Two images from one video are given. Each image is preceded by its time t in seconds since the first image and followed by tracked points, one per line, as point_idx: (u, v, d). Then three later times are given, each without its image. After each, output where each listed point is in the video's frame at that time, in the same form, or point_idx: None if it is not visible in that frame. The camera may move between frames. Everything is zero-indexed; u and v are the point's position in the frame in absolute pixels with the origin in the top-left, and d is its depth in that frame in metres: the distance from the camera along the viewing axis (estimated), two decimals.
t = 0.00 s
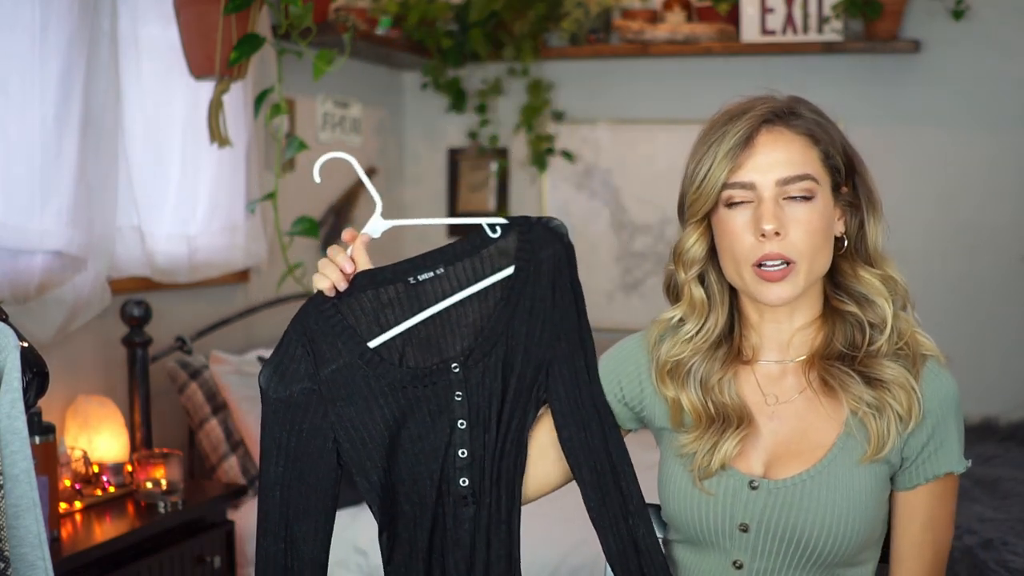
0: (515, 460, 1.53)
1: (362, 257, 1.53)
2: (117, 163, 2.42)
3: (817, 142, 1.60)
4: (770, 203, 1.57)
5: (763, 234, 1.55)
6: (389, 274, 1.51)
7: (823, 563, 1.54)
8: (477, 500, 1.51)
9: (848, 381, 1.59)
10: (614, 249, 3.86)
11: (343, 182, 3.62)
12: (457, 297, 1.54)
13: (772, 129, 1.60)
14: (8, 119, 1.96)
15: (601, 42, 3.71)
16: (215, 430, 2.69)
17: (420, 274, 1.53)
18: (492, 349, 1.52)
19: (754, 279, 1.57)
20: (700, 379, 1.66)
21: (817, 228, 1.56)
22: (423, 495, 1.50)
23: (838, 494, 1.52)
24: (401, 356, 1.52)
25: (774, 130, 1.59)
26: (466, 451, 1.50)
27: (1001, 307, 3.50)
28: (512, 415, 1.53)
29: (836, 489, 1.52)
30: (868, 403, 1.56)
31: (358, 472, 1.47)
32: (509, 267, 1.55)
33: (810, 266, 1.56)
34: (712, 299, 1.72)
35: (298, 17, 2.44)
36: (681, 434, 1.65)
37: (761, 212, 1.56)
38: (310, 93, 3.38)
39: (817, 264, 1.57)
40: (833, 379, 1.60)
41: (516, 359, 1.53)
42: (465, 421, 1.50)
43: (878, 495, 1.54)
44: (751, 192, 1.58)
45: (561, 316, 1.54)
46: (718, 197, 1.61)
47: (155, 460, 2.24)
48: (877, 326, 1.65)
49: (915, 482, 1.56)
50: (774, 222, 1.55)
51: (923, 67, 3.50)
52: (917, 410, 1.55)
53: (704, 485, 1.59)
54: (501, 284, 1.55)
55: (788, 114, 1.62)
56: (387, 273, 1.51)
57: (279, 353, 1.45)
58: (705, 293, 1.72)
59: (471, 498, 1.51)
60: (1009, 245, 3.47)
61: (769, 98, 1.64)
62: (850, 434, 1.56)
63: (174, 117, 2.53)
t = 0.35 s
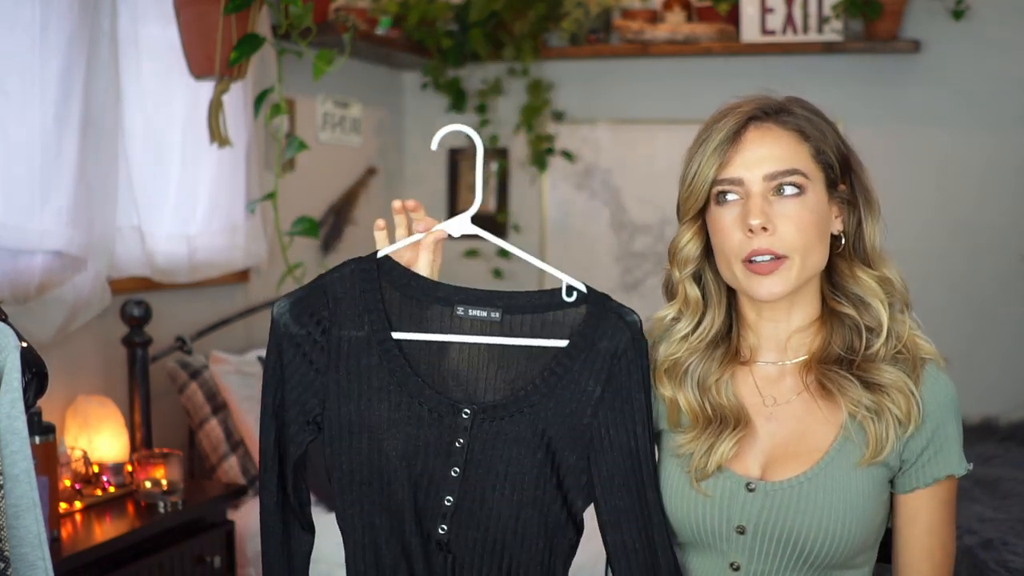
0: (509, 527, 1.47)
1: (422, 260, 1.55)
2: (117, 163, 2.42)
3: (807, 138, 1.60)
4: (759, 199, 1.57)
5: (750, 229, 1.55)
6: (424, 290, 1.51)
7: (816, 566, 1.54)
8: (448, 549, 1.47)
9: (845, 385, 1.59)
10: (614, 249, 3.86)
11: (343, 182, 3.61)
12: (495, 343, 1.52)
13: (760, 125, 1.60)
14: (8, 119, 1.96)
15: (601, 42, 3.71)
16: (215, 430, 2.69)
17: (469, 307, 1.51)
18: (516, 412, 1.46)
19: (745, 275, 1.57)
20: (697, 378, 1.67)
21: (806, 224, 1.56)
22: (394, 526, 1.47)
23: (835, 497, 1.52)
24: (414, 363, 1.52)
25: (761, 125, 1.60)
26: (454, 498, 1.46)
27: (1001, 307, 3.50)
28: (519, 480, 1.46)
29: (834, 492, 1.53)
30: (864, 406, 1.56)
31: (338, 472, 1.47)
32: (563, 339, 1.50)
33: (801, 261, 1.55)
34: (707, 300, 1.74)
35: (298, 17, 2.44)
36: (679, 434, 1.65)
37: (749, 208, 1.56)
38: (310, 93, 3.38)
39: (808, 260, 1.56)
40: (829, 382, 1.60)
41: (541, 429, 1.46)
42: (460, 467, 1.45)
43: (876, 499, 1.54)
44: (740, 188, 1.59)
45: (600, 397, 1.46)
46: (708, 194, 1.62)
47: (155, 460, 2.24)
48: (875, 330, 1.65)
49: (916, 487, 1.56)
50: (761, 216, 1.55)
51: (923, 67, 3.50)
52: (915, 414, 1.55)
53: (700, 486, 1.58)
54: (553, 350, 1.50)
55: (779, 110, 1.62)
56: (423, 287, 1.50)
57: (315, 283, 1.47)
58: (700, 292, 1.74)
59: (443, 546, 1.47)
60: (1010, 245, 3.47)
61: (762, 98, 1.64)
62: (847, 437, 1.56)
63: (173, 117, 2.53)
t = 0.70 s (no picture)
0: None
1: (501, 298, 1.51)
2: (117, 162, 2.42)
3: (808, 136, 1.60)
4: (756, 194, 1.58)
5: (745, 223, 1.55)
6: (487, 331, 1.40)
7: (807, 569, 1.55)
8: None
9: (845, 390, 1.59)
10: (614, 249, 3.86)
11: (343, 181, 3.62)
12: (540, 410, 1.39)
13: (761, 123, 1.62)
14: (8, 118, 1.96)
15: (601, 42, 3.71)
16: (215, 430, 2.71)
17: (528, 365, 1.39)
18: (536, 488, 1.34)
19: (743, 270, 1.57)
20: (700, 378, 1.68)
21: (805, 220, 1.55)
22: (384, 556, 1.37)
23: (830, 504, 1.53)
24: (462, 398, 1.41)
25: (761, 123, 1.61)
26: (449, 550, 1.35)
27: (1001, 307, 3.50)
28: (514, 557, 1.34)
29: (829, 498, 1.54)
30: (862, 412, 1.56)
31: (352, 487, 1.37)
32: (609, 433, 1.36)
33: (799, 257, 1.55)
34: (711, 298, 1.75)
35: (298, 17, 2.43)
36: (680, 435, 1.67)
37: (745, 203, 1.57)
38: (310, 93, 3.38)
39: (806, 257, 1.55)
40: (829, 388, 1.60)
41: (563, 500, 1.34)
42: (465, 522, 1.35)
43: (868, 506, 1.55)
44: (738, 184, 1.60)
45: (621, 500, 1.33)
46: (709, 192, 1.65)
47: (154, 460, 2.24)
48: (876, 336, 1.65)
49: (904, 487, 1.53)
50: (758, 211, 1.55)
51: (923, 67, 3.50)
52: (912, 421, 1.54)
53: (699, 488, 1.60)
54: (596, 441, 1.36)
55: (782, 109, 1.64)
56: (485, 322, 1.40)
57: (398, 282, 1.40)
58: (704, 290, 1.75)
59: None
60: (1010, 244, 3.47)
61: (766, 98, 1.66)
62: (844, 443, 1.56)
63: (174, 117, 2.53)
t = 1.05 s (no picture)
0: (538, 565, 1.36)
1: (456, 270, 1.48)
2: (117, 162, 2.41)
3: (790, 130, 1.65)
4: (737, 180, 1.60)
5: (721, 203, 1.56)
6: (454, 304, 1.39)
7: None
8: None
9: (844, 399, 1.58)
10: (613, 249, 3.86)
11: (343, 181, 3.61)
12: (527, 359, 1.39)
13: (743, 118, 1.67)
14: (8, 118, 1.96)
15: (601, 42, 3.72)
16: (215, 430, 2.71)
17: (499, 323, 1.39)
18: (549, 438, 1.35)
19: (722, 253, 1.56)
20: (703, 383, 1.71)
21: (782, 201, 1.55)
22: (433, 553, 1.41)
23: (833, 513, 1.53)
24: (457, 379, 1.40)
25: (741, 118, 1.67)
26: (489, 523, 1.37)
27: (1000, 307, 3.50)
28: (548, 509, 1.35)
29: (832, 507, 1.53)
30: (864, 424, 1.55)
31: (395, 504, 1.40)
32: (592, 355, 1.36)
33: (775, 236, 1.53)
34: (703, 304, 1.79)
35: (298, 17, 2.43)
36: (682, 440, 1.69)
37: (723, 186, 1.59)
38: (310, 93, 3.38)
39: (784, 238, 1.54)
40: (830, 398, 1.59)
41: (580, 451, 1.34)
42: (496, 490, 1.36)
43: (872, 513, 1.55)
44: (719, 173, 1.63)
45: (627, 418, 1.33)
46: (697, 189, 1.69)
47: (155, 460, 2.24)
48: (877, 343, 1.64)
49: (910, 497, 1.53)
50: (733, 192, 1.56)
51: (923, 67, 3.50)
52: (914, 433, 1.54)
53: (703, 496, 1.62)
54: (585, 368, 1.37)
55: (767, 109, 1.69)
56: (446, 300, 1.39)
57: (368, 298, 1.41)
58: (699, 294, 1.78)
59: (473, 573, 1.38)
60: (1010, 244, 3.47)
61: (751, 100, 1.71)
62: (846, 454, 1.56)
63: (173, 116, 2.53)
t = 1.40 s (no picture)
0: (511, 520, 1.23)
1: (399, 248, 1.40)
2: (117, 162, 2.41)
3: (788, 134, 1.62)
4: (727, 186, 1.59)
5: (710, 212, 1.56)
6: (402, 279, 1.34)
7: (804, 571, 1.57)
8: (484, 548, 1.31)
9: (839, 401, 1.58)
10: (613, 249, 3.86)
11: (343, 181, 3.61)
12: (448, 310, 1.28)
13: (741, 120, 1.65)
14: (8, 119, 1.96)
15: (601, 42, 3.72)
16: (215, 430, 2.71)
17: (427, 281, 1.30)
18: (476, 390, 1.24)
19: (712, 259, 1.57)
20: (698, 369, 1.70)
21: (770, 211, 1.54)
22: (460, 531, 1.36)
23: (821, 504, 1.54)
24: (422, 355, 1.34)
25: (739, 121, 1.65)
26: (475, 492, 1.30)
27: (999, 307, 3.50)
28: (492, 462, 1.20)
29: (821, 498, 1.55)
30: (857, 423, 1.56)
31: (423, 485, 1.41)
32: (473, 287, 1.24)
33: (762, 245, 1.53)
34: (708, 298, 1.77)
35: (298, 17, 2.43)
36: (675, 423, 1.70)
37: (713, 194, 1.58)
38: (310, 93, 3.38)
39: (772, 247, 1.54)
40: (824, 398, 1.60)
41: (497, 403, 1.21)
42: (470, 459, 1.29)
43: (864, 510, 1.56)
44: (712, 177, 1.62)
45: (530, 344, 1.19)
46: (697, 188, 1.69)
47: (155, 461, 2.23)
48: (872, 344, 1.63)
49: (902, 494, 1.53)
50: (721, 201, 1.56)
51: (923, 67, 3.50)
52: (906, 434, 1.54)
53: (693, 480, 1.64)
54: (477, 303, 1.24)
55: (767, 109, 1.67)
56: (397, 275, 1.34)
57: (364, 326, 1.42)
58: (700, 288, 1.77)
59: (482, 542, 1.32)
60: (1010, 244, 3.47)
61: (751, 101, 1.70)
62: (838, 451, 1.56)
63: (174, 116, 2.53)
